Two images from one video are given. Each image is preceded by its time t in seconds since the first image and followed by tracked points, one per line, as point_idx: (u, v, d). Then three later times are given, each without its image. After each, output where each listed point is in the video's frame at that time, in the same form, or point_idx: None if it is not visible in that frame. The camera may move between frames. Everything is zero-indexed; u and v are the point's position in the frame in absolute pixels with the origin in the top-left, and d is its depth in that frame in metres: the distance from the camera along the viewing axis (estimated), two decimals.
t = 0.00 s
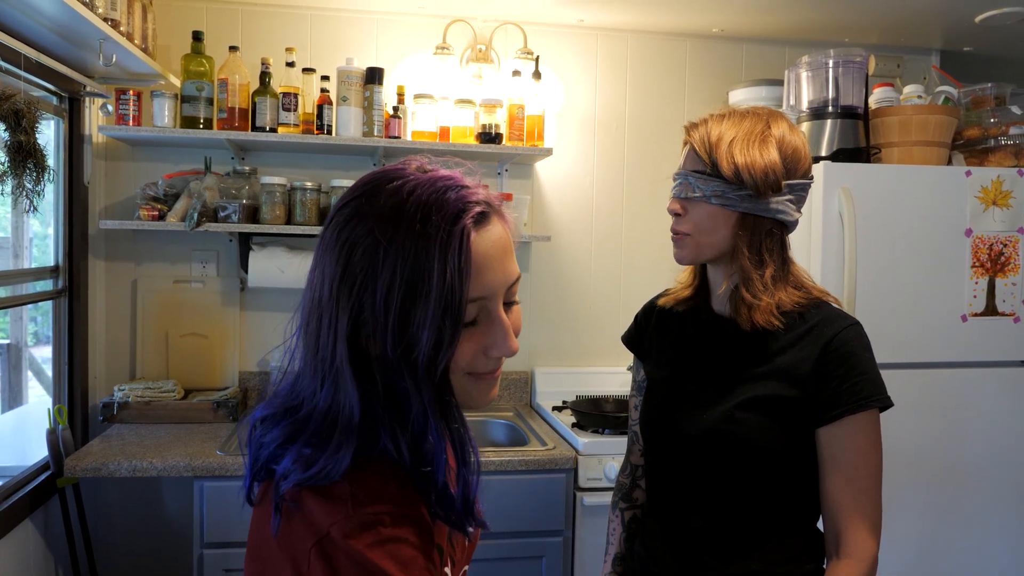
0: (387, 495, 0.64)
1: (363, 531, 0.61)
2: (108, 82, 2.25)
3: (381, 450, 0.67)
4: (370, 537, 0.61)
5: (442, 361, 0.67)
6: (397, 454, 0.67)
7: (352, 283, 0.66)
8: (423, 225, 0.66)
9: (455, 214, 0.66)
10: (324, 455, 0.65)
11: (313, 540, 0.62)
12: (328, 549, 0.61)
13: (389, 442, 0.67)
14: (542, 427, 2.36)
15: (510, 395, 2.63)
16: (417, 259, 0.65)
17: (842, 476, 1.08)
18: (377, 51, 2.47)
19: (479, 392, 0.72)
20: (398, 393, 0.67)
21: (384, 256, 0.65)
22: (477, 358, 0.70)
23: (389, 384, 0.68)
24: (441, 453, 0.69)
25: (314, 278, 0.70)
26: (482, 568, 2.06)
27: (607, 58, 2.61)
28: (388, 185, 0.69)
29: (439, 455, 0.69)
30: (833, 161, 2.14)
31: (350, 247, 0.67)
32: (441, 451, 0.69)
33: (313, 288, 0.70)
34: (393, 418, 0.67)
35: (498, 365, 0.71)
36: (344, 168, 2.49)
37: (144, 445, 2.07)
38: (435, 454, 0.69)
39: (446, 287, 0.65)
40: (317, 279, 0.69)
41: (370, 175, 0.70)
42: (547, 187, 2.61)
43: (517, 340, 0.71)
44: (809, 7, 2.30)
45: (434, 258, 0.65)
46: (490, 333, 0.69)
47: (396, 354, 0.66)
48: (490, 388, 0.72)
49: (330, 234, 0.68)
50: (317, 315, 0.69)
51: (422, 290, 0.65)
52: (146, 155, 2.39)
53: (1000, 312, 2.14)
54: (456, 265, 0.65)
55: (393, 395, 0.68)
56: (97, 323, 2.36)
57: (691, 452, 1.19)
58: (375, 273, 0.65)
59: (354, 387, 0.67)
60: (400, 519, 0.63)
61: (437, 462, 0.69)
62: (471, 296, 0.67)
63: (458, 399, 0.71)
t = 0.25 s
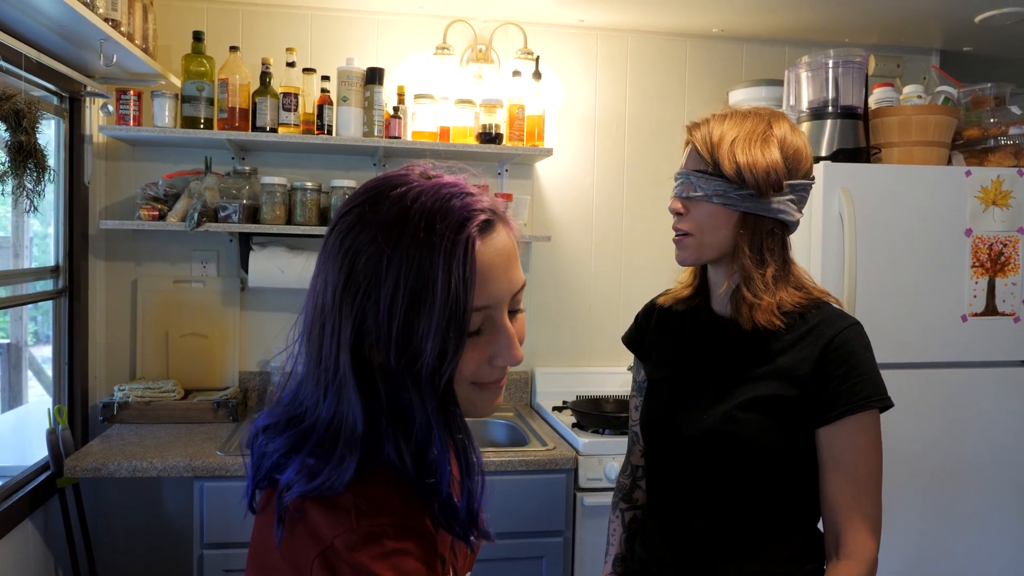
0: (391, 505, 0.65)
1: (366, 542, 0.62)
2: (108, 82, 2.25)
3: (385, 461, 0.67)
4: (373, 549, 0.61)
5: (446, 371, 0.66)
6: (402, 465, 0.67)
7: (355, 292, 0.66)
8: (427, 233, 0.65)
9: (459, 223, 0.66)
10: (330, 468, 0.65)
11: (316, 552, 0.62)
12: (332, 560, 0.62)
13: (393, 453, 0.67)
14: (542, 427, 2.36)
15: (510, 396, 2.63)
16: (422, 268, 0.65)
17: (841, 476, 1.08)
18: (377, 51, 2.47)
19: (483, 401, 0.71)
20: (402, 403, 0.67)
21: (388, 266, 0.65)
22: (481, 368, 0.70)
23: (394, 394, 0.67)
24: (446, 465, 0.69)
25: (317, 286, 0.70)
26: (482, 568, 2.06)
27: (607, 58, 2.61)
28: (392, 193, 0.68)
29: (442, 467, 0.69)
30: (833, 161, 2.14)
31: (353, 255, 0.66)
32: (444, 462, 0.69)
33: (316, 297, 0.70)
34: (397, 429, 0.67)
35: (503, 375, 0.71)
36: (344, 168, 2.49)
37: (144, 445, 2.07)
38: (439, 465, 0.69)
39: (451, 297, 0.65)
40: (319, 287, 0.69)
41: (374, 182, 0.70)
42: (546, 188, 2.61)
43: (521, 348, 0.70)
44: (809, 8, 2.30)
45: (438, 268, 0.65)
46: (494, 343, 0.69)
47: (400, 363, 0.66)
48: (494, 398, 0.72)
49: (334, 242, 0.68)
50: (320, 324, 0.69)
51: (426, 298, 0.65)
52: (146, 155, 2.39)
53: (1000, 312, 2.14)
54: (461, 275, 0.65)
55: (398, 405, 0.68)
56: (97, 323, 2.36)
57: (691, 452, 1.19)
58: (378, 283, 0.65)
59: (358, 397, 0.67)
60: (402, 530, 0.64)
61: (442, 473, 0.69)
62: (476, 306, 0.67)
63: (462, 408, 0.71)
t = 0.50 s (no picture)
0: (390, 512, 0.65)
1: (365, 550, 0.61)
2: (108, 85, 2.25)
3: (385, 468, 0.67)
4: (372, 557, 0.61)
5: (448, 379, 0.67)
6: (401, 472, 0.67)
7: (358, 298, 0.66)
8: (431, 240, 0.66)
9: (464, 230, 0.66)
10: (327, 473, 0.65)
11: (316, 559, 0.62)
12: (331, 567, 0.62)
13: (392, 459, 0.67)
14: (542, 430, 2.36)
15: (509, 398, 2.63)
16: (425, 274, 0.65)
17: (841, 478, 1.08)
18: (377, 54, 2.48)
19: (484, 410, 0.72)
20: (404, 409, 0.68)
21: (391, 272, 0.65)
22: (483, 376, 0.70)
23: (395, 400, 0.68)
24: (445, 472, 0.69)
25: (319, 292, 0.70)
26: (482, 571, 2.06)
27: (606, 61, 2.62)
28: (396, 200, 0.68)
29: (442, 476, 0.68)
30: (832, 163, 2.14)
31: (357, 260, 0.67)
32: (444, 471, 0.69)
33: (317, 302, 0.70)
34: (398, 434, 0.68)
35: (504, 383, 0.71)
36: (344, 170, 2.49)
37: (144, 447, 2.07)
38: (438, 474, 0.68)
39: (453, 303, 0.65)
40: (321, 293, 0.69)
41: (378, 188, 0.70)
42: (546, 190, 2.61)
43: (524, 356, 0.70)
44: (807, 10, 2.31)
45: (442, 274, 0.65)
46: (497, 350, 0.69)
47: (402, 369, 0.66)
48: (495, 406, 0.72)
49: (337, 247, 0.69)
50: (321, 329, 0.69)
51: (429, 305, 0.65)
52: (146, 157, 2.40)
53: (999, 314, 2.14)
54: (464, 281, 0.65)
55: (399, 410, 0.68)
56: (96, 325, 2.36)
57: (691, 454, 1.19)
58: (380, 289, 0.65)
59: (359, 403, 0.67)
60: (402, 538, 0.64)
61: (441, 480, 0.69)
62: (479, 313, 0.67)
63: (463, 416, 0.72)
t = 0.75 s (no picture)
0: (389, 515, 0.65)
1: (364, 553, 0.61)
2: (108, 88, 2.25)
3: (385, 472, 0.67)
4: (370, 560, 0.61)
5: (448, 382, 0.67)
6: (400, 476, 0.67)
7: (358, 302, 0.66)
8: (430, 243, 0.66)
9: (462, 232, 0.67)
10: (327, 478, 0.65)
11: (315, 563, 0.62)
12: (331, 571, 0.61)
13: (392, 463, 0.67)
14: (542, 432, 2.36)
15: (509, 400, 2.63)
16: (425, 277, 0.65)
17: (841, 480, 1.08)
18: (377, 56, 2.48)
19: (484, 412, 0.72)
20: (404, 412, 0.68)
21: (391, 275, 0.65)
22: (484, 378, 0.70)
23: (395, 403, 0.68)
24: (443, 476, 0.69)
25: (319, 295, 0.70)
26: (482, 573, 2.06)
27: (606, 63, 2.62)
28: (395, 202, 0.69)
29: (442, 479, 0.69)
30: (831, 165, 2.15)
31: (357, 263, 0.67)
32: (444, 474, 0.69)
33: (318, 306, 0.70)
34: (398, 437, 0.68)
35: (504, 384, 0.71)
36: (344, 173, 2.49)
37: (144, 449, 2.07)
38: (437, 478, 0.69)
39: (453, 307, 0.65)
40: (320, 297, 0.70)
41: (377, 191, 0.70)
42: (546, 192, 2.61)
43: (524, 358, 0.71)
44: (807, 12, 2.31)
45: (442, 277, 0.65)
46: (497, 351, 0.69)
47: (402, 372, 0.67)
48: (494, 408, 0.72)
49: (336, 251, 0.69)
50: (321, 333, 0.69)
51: (429, 308, 0.65)
52: (146, 160, 2.40)
53: (999, 316, 2.14)
54: (463, 285, 0.65)
55: (400, 413, 0.68)
56: (96, 327, 2.36)
57: (691, 457, 1.19)
58: (380, 292, 0.65)
59: (359, 407, 0.67)
60: (402, 543, 0.63)
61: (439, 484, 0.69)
62: (479, 316, 0.67)
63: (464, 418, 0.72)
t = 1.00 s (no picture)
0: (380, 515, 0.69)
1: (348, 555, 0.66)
2: (108, 90, 2.25)
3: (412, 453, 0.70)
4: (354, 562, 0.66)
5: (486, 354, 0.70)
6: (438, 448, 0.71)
7: (393, 293, 0.67)
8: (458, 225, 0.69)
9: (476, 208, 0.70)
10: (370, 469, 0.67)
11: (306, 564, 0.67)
12: (320, 570, 0.67)
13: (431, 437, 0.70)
14: (542, 434, 2.36)
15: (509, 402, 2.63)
16: (462, 258, 0.68)
17: (840, 483, 1.08)
18: (377, 59, 2.48)
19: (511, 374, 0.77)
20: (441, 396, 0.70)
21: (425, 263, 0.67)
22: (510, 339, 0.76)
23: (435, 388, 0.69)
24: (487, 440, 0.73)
25: (328, 303, 0.69)
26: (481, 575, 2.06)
27: (606, 66, 2.62)
28: (393, 198, 0.70)
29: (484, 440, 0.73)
30: (831, 168, 2.15)
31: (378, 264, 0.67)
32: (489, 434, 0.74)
33: (329, 314, 0.69)
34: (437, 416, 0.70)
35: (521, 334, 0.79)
36: (344, 175, 2.50)
37: (144, 452, 2.07)
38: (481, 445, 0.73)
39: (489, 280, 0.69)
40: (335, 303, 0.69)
41: (366, 192, 0.71)
42: (546, 194, 2.61)
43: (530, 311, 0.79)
44: (806, 15, 2.31)
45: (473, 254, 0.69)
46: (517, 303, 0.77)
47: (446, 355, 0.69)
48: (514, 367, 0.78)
49: (354, 250, 0.68)
50: (337, 338, 0.69)
51: (469, 286, 0.68)
52: (146, 162, 2.40)
53: (999, 318, 2.14)
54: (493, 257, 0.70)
55: (430, 401, 0.70)
56: (96, 330, 2.36)
57: (690, 460, 1.19)
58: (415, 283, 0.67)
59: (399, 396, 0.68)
60: (389, 540, 0.68)
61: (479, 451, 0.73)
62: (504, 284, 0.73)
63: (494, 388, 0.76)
